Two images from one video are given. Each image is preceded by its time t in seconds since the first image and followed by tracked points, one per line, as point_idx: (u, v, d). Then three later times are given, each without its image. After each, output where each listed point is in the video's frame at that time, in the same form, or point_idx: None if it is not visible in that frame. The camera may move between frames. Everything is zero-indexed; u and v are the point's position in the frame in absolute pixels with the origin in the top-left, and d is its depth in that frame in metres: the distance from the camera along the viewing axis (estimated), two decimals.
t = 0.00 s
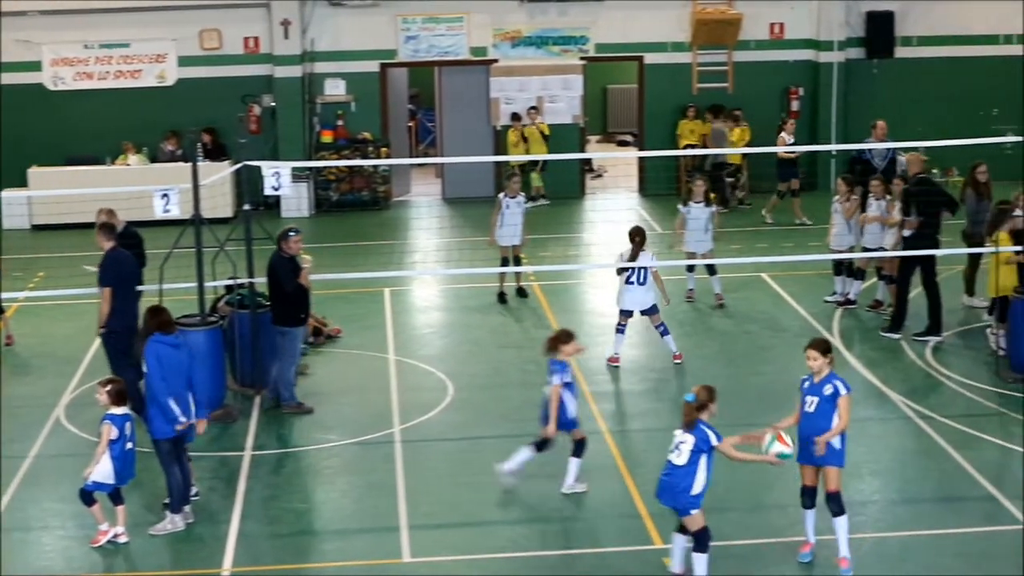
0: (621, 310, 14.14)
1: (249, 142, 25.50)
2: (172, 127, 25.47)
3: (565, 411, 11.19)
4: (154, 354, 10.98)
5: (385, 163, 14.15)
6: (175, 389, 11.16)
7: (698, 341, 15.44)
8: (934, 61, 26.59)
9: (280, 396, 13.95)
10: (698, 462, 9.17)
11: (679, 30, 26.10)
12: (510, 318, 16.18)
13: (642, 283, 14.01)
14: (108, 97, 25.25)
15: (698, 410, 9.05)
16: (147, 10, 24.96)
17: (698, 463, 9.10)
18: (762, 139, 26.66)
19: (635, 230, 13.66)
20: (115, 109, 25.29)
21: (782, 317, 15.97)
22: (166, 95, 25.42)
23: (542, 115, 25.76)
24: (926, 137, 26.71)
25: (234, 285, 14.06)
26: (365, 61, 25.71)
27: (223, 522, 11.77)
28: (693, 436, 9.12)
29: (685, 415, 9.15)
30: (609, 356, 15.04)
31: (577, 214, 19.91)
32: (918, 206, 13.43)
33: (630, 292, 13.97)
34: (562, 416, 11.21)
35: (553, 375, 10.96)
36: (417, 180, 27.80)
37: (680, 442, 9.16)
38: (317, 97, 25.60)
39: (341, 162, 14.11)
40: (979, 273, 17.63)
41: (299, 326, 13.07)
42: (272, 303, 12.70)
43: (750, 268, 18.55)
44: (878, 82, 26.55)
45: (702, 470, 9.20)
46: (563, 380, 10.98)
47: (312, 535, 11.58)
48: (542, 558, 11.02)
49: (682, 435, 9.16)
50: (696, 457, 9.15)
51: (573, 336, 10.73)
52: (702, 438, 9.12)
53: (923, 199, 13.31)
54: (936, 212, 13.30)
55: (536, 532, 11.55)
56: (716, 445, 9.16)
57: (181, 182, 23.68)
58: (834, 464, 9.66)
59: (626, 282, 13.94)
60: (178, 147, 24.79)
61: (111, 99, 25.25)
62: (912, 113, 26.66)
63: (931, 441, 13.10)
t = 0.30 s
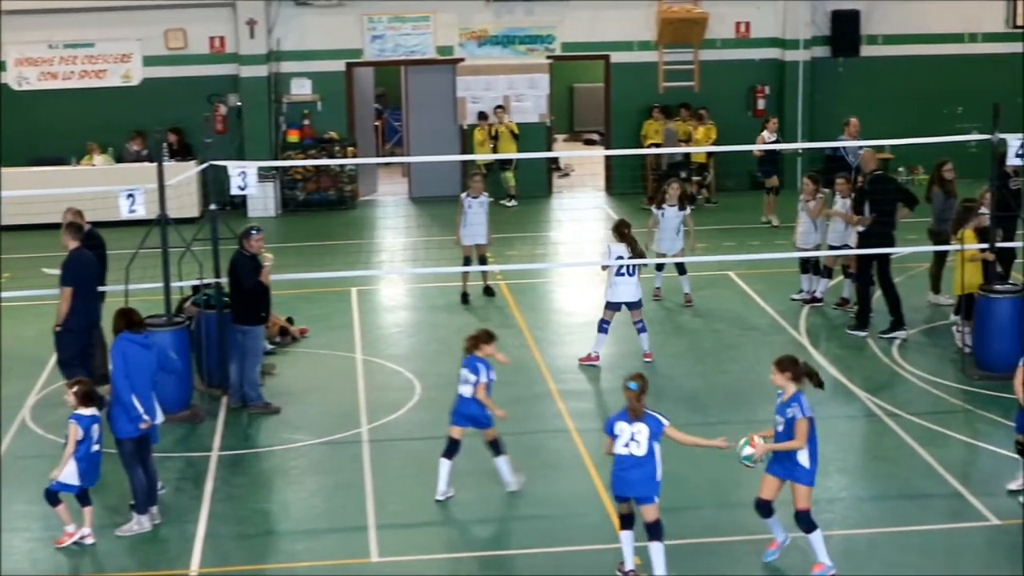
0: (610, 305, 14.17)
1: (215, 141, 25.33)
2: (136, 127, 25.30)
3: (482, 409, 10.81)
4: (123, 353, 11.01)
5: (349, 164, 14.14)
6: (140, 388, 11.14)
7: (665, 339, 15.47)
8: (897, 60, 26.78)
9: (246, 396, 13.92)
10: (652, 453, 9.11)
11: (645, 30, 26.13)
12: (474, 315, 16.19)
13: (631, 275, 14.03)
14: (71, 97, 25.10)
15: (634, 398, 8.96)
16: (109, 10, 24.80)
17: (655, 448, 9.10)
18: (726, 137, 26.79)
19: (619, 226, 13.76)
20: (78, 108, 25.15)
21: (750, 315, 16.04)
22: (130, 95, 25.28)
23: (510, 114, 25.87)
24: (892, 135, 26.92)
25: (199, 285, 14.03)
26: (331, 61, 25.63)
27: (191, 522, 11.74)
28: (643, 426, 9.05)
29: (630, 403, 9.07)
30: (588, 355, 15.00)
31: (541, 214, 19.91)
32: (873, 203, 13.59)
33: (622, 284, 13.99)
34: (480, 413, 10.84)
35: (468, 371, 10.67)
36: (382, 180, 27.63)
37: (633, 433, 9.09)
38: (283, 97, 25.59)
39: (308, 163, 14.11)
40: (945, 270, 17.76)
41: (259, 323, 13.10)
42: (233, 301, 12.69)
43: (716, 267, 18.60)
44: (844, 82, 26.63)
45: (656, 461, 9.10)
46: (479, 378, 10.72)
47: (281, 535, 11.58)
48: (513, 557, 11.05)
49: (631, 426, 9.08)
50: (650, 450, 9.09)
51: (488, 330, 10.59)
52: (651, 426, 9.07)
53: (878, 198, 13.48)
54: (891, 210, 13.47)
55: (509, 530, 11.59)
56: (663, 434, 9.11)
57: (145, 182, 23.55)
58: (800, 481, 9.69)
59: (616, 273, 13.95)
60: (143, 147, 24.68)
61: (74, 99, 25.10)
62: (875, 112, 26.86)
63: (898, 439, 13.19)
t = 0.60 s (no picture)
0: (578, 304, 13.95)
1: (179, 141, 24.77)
2: (98, 127, 24.88)
3: (426, 405, 10.97)
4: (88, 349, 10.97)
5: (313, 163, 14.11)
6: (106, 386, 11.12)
7: (630, 338, 15.47)
8: (861, 59, 26.85)
9: (211, 396, 13.90)
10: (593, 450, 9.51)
11: (610, 28, 25.88)
12: (437, 314, 16.16)
13: (599, 274, 13.84)
14: (32, 96, 24.63)
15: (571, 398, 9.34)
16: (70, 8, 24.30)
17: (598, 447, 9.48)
18: (692, 137, 26.59)
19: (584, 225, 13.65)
20: (39, 107, 24.71)
21: (715, 313, 16.06)
22: (93, 95, 24.83)
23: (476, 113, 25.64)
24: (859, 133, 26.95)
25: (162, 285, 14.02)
26: (295, 60, 25.29)
27: (155, 522, 11.71)
28: (585, 426, 9.40)
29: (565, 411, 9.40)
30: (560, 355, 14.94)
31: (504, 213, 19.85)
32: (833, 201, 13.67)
33: (591, 282, 13.78)
34: (423, 409, 10.99)
35: (413, 363, 10.89)
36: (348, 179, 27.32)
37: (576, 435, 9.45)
38: (248, 96, 25.21)
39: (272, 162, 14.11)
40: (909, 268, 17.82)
41: (218, 322, 13.38)
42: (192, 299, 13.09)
43: (682, 265, 18.58)
44: (809, 80, 26.60)
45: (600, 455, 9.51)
46: (423, 371, 10.96)
47: (246, 535, 11.55)
48: (477, 556, 11.06)
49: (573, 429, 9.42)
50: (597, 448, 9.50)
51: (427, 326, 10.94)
52: (591, 426, 9.46)
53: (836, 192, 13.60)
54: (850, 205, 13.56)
55: (473, 529, 11.59)
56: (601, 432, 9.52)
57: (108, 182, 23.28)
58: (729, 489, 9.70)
59: (585, 272, 13.74)
60: (107, 147, 24.37)
61: (36, 98, 24.64)
62: (842, 110, 26.89)
63: (862, 436, 13.22)
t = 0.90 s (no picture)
0: (542, 304, 13.95)
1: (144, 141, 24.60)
2: (62, 127, 24.53)
3: (383, 401, 11.33)
4: (53, 349, 10.97)
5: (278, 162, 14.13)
6: (71, 386, 11.09)
7: (595, 338, 15.48)
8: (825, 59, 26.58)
9: (175, 396, 13.88)
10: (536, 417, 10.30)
11: (574, 28, 25.66)
12: (403, 314, 16.16)
13: (564, 275, 13.89)
14: None
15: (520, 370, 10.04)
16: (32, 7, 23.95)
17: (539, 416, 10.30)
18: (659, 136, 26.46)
19: (547, 223, 13.64)
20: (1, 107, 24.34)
21: (680, 312, 16.09)
22: (57, 95, 24.53)
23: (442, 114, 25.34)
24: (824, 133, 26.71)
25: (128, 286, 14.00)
26: (259, 59, 24.94)
27: (119, 523, 11.67)
28: (535, 393, 10.25)
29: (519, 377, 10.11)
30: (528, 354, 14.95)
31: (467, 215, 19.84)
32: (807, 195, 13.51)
33: (556, 284, 13.80)
34: (380, 404, 11.34)
35: (370, 360, 11.30)
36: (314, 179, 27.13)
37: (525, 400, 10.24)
38: (213, 95, 24.82)
39: (237, 161, 14.06)
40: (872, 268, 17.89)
41: (180, 323, 13.44)
42: (151, 299, 13.14)
43: (647, 264, 18.59)
44: (772, 79, 26.48)
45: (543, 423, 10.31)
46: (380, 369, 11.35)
47: (210, 535, 11.52)
48: (442, 557, 11.06)
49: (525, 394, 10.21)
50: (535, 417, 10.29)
51: (381, 326, 11.39)
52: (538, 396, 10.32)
53: (810, 183, 13.41)
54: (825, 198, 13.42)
55: (437, 529, 11.59)
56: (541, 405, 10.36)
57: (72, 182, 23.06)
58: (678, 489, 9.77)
59: (551, 273, 13.77)
60: (72, 147, 24.07)
61: None
62: (806, 109, 26.72)
63: (826, 434, 13.26)
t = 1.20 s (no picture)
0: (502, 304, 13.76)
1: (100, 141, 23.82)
2: (18, 127, 24.14)
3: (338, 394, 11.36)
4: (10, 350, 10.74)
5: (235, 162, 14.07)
6: (29, 387, 10.94)
7: (555, 336, 15.49)
8: (784, 57, 26.42)
9: (133, 397, 13.84)
10: (483, 375, 11.18)
11: (533, 27, 25.42)
12: (364, 314, 16.16)
13: (527, 275, 13.69)
14: None
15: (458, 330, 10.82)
16: None
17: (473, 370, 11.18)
18: (619, 135, 26.27)
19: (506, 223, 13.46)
20: None
21: (638, 310, 16.11)
22: (12, 95, 24.03)
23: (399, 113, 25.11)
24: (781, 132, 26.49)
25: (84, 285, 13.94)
26: (217, 59, 24.58)
27: (77, 525, 11.62)
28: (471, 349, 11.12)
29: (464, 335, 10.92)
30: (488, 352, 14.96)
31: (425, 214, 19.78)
32: (779, 191, 13.53)
33: (518, 284, 13.63)
34: (336, 397, 11.38)
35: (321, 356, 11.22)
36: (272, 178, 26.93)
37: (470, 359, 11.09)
38: (170, 95, 24.48)
39: (194, 160, 14.01)
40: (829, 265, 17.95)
41: (139, 323, 13.42)
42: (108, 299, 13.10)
43: (606, 262, 18.60)
44: (730, 78, 26.25)
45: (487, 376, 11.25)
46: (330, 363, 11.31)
47: (169, 537, 11.48)
48: (400, 557, 11.06)
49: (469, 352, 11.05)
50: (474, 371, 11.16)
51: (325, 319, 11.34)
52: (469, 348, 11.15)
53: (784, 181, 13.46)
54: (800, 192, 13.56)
55: (397, 528, 11.59)
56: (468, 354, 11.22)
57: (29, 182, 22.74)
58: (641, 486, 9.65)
59: (513, 273, 13.58)
60: (28, 147, 23.66)
61: None
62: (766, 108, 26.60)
63: (785, 432, 13.30)
